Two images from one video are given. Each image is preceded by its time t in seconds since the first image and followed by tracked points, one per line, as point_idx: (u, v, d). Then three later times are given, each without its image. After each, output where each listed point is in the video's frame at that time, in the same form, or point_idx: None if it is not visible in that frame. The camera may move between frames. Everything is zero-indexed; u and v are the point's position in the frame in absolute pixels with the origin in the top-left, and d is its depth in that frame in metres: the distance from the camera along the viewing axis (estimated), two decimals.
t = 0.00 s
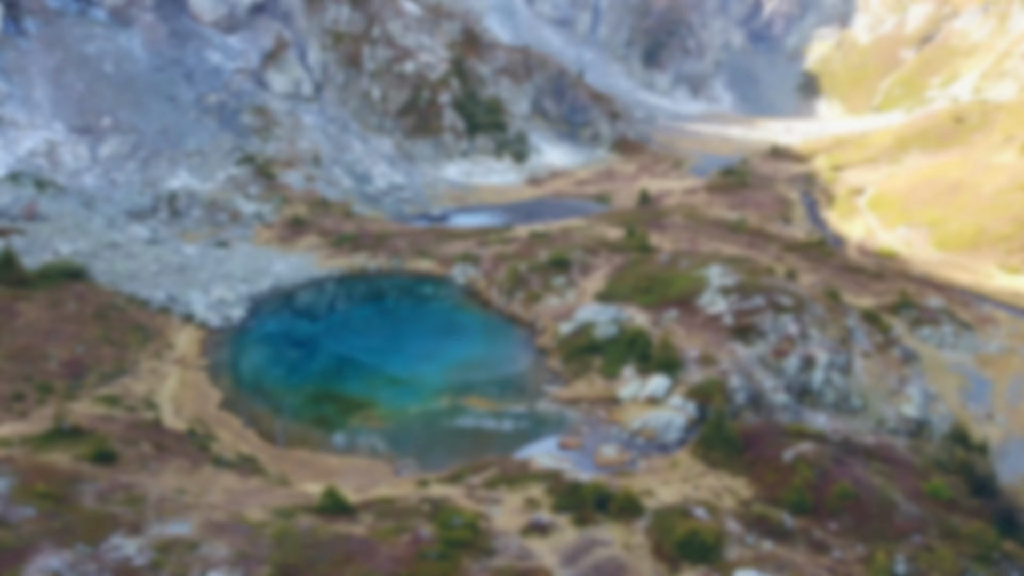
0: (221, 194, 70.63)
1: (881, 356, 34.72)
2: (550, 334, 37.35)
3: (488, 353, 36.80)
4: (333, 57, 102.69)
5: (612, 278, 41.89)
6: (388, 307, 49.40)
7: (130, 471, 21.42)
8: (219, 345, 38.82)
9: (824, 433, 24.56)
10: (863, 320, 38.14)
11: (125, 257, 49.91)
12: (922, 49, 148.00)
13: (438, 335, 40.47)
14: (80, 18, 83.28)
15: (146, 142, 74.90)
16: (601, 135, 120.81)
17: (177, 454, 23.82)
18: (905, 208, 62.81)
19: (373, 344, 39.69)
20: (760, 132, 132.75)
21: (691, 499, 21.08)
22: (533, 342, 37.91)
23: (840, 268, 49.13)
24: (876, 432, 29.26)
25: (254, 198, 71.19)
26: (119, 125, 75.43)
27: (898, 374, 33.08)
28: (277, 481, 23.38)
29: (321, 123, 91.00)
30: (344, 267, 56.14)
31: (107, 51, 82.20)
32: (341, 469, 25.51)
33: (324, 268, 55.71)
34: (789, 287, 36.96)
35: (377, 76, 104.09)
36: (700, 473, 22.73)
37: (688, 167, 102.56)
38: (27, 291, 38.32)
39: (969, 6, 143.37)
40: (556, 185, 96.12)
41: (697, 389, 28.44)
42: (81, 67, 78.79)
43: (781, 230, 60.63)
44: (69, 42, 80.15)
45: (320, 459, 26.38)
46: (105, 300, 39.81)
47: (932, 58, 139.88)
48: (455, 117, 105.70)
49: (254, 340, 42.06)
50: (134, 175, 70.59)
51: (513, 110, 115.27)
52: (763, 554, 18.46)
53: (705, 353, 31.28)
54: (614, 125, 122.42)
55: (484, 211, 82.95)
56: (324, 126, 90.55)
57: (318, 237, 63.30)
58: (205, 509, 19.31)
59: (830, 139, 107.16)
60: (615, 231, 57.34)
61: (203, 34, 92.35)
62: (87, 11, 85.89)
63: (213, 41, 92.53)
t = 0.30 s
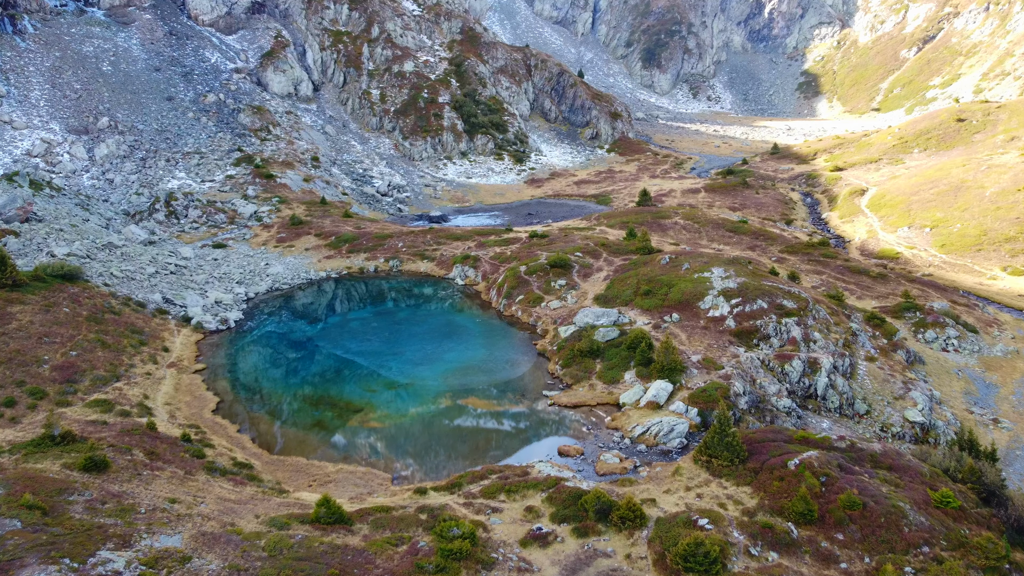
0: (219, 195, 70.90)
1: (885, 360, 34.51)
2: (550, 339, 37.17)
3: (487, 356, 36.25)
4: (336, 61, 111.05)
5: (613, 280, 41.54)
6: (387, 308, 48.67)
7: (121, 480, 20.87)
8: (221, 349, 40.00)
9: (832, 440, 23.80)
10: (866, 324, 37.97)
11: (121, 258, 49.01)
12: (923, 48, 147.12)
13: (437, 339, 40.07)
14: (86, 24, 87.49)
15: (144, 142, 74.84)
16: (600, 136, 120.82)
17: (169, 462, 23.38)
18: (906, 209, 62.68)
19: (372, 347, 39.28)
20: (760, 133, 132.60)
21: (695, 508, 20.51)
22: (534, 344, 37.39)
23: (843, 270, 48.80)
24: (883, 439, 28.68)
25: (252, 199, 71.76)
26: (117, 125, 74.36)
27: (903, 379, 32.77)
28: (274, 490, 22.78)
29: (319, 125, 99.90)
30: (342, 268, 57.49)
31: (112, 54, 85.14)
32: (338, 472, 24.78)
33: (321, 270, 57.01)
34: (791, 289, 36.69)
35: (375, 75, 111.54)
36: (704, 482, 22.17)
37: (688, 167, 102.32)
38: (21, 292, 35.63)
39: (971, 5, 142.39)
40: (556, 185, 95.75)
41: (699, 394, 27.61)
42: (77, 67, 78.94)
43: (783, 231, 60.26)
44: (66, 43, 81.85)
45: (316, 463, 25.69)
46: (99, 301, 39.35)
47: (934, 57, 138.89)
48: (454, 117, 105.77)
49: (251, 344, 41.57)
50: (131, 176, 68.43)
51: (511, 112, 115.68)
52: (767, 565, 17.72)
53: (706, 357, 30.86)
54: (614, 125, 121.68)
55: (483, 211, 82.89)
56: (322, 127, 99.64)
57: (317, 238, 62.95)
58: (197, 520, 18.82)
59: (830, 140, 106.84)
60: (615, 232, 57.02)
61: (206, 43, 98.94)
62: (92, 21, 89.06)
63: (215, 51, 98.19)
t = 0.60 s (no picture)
0: (217, 196, 70.36)
1: (890, 364, 34.05)
2: (550, 343, 36.71)
3: (486, 361, 35.72)
4: (334, 61, 110.59)
5: (614, 283, 41.02)
6: (385, 311, 48.13)
7: (111, 491, 20.25)
8: (217, 352, 39.61)
9: (839, 449, 23.23)
10: (871, 328, 37.50)
11: (117, 261, 48.48)
12: (924, 48, 146.66)
13: (436, 342, 39.55)
14: (84, 24, 86.85)
15: (141, 142, 74.34)
16: (600, 136, 120.26)
17: (161, 472, 22.81)
18: (909, 210, 62.32)
19: (369, 351, 38.77)
20: (761, 133, 132.14)
21: (699, 519, 19.98)
22: (533, 349, 36.89)
23: (846, 272, 48.34)
24: (889, 446, 28.19)
25: (250, 199, 71.25)
26: (114, 126, 73.85)
27: (909, 384, 32.29)
28: (268, 500, 22.28)
29: (318, 125, 99.29)
30: (340, 270, 56.99)
31: (110, 54, 84.65)
32: (333, 480, 24.28)
33: (319, 272, 56.48)
34: (795, 292, 36.19)
35: (374, 75, 111.10)
36: (708, 492, 21.64)
37: (689, 168, 101.88)
38: (14, 295, 34.98)
39: (972, 5, 141.93)
40: (556, 186, 95.25)
41: (702, 400, 27.09)
42: (75, 66, 78.44)
43: (785, 232, 59.79)
44: (63, 42, 81.35)
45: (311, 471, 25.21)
46: (94, 305, 38.84)
47: (935, 57, 138.38)
48: (454, 117, 105.26)
49: (248, 348, 41.07)
50: (128, 176, 67.97)
51: (511, 112, 115.19)
52: None
53: (710, 362, 30.36)
54: (614, 125, 121.10)
55: (483, 212, 82.39)
56: (320, 126, 99.08)
57: (315, 240, 62.44)
58: (188, 533, 18.30)
59: (831, 140, 106.28)
60: (616, 234, 56.51)
61: (205, 43, 98.38)
62: (90, 20, 88.39)
63: (214, 50, 97.66)
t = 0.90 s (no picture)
0: (214, 197, 69.72)
1: (896, 369, 33.48)
2: (550, 347, 36.14)
3: (485, 366, 35.17)
4: (333, 62, 110.19)
5: (616, 286, 40.44)
6: (383, 314, 47.54)
7: (99, 504, 19.57)
8: (212, 358, 39.00)
9: (846, 459, 22.68)
10: (876, 333, 36.93)
11: (112, 263, 47.85)
12: (925, 48, 146.07)
13: (434, 347, 38.95)
14: (81, 24, 86.19)
15: (139, 142, 73.78)
16: (600, 136, 119.63)
17: (152, 483, 22.18)
18: (912, 212, 61.78)
19: (367, 356, 38.18)
20: (761, 134, 131.49)
21: (705, 533, 19.37)
22: (534, 353, 36.32)
23: (850, 275, 47.74)
24: (896, 454, 27.64)
25: (248, 201, 70.58)
26: (111, 126, 73.30)
27: (915, 391, 31.70)
28: (261, 512, 21.67)
29: (316, 125, 98.63)
30: (338, 272, 56.37)
31: (107, 54, 84.05)
32: (329, 491, 23.69)
33: (317, 274, 55.88)
34: (799, 296, 35.61)
35: (373, 75, 110.63)
36: (713, 504, 21.04)
37: (689, 168, 101.30)
38: (5, 299, 34.35)
39: (973, 5, 141.36)
40: (556, 187, 94.70)
41: (706, 408, 26.53)
42: (72, 66, 77.86)
43: (787, 234, 59.23)
44: (61, 42, 80.74)
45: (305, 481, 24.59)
46: (88, 308, 38.22)
47: (936, 57, 137.82)
48: (453, 118, 104.67)
49: (244, 353, 40.51)
50: (125, 177, 67.43)
51: (510, 112, 114.60)
52: None
53: (713, 369, 29.81)
54: (615, 126, 120.53)
55: (482, 213, 81.81)
56: (319, 127, 98.51)
57: (312, 242, 61.86)
58: (178, 549, 17.71)
59: (832, 141, 105.71)
60: (617, 236, 55.89)
61: (203, 43, 97.74)
62: (87, 20, 87.71)
63: (212, 50, 96.99)
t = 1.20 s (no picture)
0: (212, 198, 69.02)
1: (904, 375, 32.84)
2: (551, 352, 35.50)
3: (484, 372, 34.57)
4: (332, 62, 109.67)
5: (617, 290, 39.79)
6: (381, 318, 46.90)
7: (86, 518, 18.80)
8: (207, 362, 38.37)
9: (856, 471, 22.03)
10: (883, 338, 36.27)
11: (106, 265, 47.17)
12: (927, 48, 145.28)
13: (433, 352, 38.33)
14: (78, 24, 85.64)
15: (136, 143, 73.18)
16: (601, 137, 118.80)
17: (141, 495, 21.47)
18: (916, 213, 61.18)
19: (364, 361, 37.54)
20: (763, 134, 130.76)
21: (711, 549, 18.72)
22: (534, 359, 35.68)
23: (854, 278, 47.13)
24: (904, 463, 27.07)
25: (246, 202, 69.92)
26: (109, 126, 72.70)
27: (923, 398, 31.06)
28: (253, 526, 21.03)
29: (315, 126, 97.87)
30: (336, 275, 55.73)
31: (104, 54, 83.47)
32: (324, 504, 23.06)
33: (314, 277, 55.25)
34: (804, 300, 34.96)
35: (371, 75, 109.88)
36: (719, 518, 20.40)
37: (690, 169, 100.67)
38: None
39: (975, 5, 140.65)
40: (556, 188, 94.03)
41: (711, 417, 25.93)
42: (69, 66, 77.26)
43: (790, 235, 58.60)
44: (58, 42, 80.18)
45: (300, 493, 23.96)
46: (80, 312, 37.52)
47: (938, 57, 137.06)
48: (453, 118, 103.99)
49: (239, 358, 39.82)
50: (122, 178, 66.92)
51: (510, 112, 113.93)
52: None
53: (718, 375, 29.15)
54: (615, 126, 119.85)
55: (482, 214, 81.16)
56: (317, 127, 97.74)
57: (310, 243, 61.23)
58: (165, 567, 16.98)
59: (834, 141, 104.90)
60: (618, 238, 55.32)
61: (201, 42, 97.07)
62: (84, 20, 87.08)
63: (210, 50, 96.39)
